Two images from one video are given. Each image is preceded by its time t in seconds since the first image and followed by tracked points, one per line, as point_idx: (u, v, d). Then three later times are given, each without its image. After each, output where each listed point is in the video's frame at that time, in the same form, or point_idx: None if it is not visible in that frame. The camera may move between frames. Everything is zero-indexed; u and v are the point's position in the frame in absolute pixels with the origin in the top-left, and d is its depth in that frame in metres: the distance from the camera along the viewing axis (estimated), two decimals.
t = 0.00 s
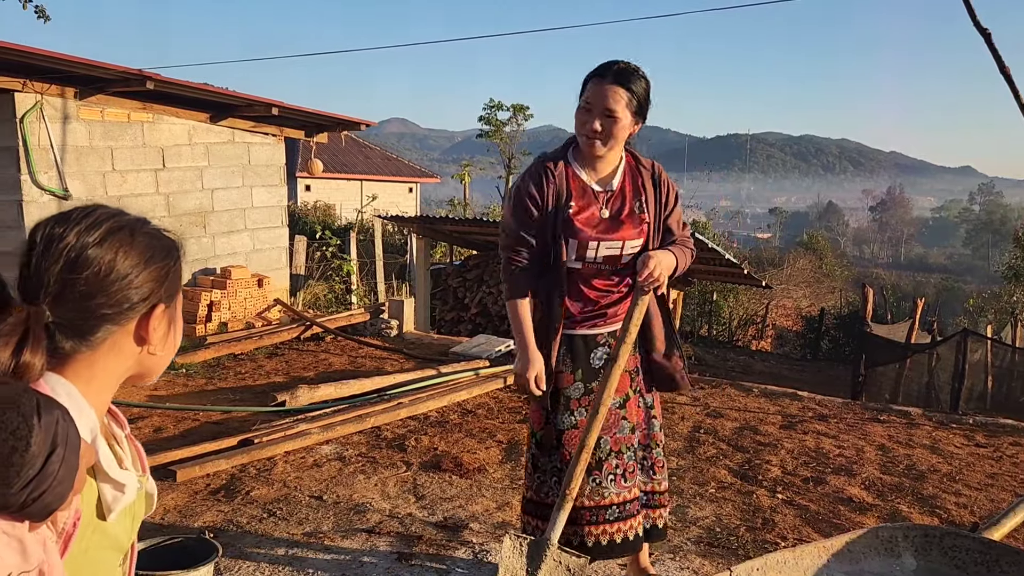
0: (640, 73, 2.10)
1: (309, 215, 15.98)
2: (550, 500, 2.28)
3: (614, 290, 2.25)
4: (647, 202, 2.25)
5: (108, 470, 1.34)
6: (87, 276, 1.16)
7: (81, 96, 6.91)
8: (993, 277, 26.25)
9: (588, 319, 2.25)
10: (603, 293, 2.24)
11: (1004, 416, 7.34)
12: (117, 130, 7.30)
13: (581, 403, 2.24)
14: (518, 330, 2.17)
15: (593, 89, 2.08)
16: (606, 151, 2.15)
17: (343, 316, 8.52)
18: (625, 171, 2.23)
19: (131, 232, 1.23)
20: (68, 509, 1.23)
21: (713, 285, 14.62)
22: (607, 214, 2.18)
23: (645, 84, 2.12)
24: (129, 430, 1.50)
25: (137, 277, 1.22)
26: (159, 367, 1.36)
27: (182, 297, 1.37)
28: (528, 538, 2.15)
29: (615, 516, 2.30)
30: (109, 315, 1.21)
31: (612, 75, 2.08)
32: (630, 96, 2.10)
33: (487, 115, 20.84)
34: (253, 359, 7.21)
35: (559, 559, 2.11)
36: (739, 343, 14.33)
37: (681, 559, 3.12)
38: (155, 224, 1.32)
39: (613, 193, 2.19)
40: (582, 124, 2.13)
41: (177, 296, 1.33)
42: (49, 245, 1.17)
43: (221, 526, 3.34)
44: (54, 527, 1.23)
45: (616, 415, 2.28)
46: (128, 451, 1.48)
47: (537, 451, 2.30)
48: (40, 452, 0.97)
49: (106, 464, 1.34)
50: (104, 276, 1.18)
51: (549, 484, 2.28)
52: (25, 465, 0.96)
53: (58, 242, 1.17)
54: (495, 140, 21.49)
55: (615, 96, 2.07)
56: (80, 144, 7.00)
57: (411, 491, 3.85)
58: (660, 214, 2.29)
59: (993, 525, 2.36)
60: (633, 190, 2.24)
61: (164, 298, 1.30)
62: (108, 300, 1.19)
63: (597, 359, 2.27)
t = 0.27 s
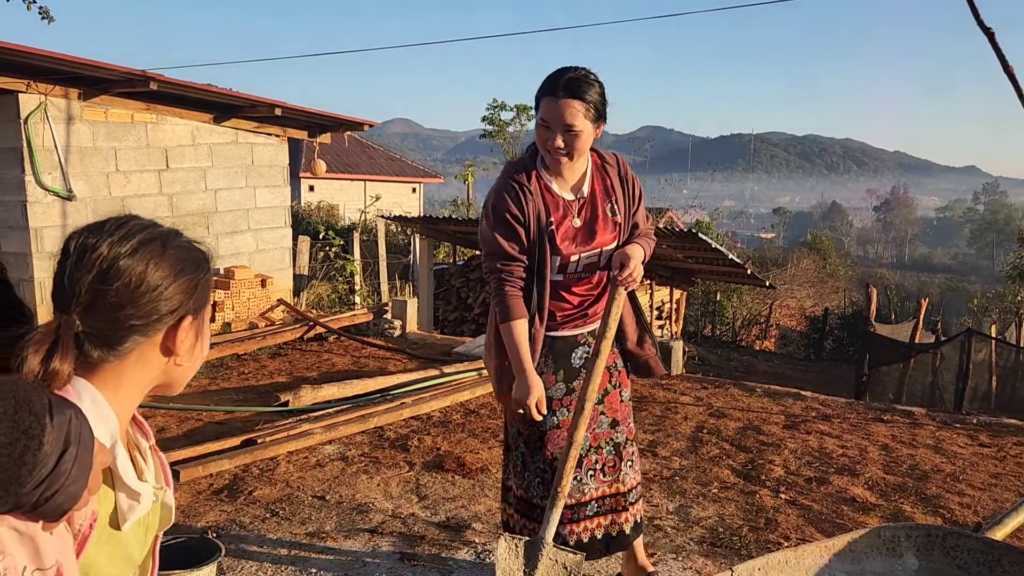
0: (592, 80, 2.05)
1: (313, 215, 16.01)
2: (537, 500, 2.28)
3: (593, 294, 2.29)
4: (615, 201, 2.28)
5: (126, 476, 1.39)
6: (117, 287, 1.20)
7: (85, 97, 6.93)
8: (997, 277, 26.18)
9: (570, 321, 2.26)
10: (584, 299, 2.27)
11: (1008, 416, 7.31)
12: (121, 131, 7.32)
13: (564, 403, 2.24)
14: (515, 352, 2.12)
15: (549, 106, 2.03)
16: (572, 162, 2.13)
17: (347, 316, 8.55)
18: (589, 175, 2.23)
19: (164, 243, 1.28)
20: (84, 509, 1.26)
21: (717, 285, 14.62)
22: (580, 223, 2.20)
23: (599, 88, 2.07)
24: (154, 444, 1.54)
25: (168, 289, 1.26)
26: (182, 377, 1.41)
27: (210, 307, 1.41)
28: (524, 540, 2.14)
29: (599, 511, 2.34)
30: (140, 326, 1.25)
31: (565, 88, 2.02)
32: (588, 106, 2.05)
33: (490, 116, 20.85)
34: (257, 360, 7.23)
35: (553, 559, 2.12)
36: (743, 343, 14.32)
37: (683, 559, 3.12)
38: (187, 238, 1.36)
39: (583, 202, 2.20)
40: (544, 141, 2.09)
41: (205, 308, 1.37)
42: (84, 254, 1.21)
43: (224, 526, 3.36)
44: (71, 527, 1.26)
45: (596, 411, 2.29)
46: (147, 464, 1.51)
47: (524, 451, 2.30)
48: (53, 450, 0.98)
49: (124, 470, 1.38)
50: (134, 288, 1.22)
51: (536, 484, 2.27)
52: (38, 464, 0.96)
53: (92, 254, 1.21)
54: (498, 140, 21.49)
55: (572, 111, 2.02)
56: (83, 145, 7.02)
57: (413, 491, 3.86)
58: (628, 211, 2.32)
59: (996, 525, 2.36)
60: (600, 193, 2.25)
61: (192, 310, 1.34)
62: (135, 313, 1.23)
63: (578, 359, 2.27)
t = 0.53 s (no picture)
0: (588, 76, 2.05)
1: (314, 216, 16.03)
2: (533, 497, 2.28)
3: (587, 292, 2.30)
4: (609, 199, 2.29)
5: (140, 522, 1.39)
6: (138, 321, 1.26)
7: (87, 99, 6.95)
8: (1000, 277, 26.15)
9: (565, 318, 2.26)
10: (579, 297, 2.28)
11: (1010, 416, 7.31)
12: (122, 133, 7.34)
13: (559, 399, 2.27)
14: (520, 351, 2.09)
15: (547, 102, 2.01)
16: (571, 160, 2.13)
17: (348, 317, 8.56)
18: (584, 173, 2.23)
19: (192, 292, 1.35)
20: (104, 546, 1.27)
21: (718, 285, 14.62)
22: (577, 221, 2.20)
23: (596, 83, 2.07)
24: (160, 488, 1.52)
25: (189, 334, 1.32)
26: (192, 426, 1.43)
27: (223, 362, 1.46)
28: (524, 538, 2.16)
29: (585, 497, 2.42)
30: (155, 364, 1.30)
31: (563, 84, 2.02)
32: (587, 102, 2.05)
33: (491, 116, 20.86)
34: (258, 361, 7.25)
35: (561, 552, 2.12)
36: (745, 344, 14.31)
37: (684, 559, 3.12)
38: (215, 293, 1.43)
39: (579, 199, 2.20)
40: (543, 138, 2.08)
41: (218, 362, 1.42)
42: (118, 287, 1.29)
43: (225, 527, 3.37)
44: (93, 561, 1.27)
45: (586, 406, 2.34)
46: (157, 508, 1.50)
47: (516, 449, 2.30)
48: (61, 479, 0.99)
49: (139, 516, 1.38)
50: (156, 322, 1.28)
51: (529, 479, 2.28)
52: (46, 491, 0.97)
53: (125, 285, 1.29)
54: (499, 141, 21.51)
55: (570, 106, 2.01)
56: (85, 147, 7.04)
57: (414, 492, 3.87)
58: (621, 208, 2.34)
59: (996, 525, 2.36)
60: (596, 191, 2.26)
61: (203, 360, 1.38)
62: (151, 347, 1.28)
63: (574, 355, 2.30)
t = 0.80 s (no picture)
0: (615, 96, 2.05)
1: (314, 218, 16.03)
2: (524, 493, 2.29)
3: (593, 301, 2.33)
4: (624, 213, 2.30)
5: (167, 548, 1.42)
6: (152, 336, 1.34)
7: (87, 101, 6.97)
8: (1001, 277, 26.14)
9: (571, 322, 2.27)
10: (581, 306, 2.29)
11: (1010, 416, 7.31)
12: (122, 135, 7.35)
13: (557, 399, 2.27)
14: (538, 360, 2.08)
15: (574, 120, 2.01)
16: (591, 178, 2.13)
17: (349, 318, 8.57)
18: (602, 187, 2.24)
19: (204, 308, 1.42)
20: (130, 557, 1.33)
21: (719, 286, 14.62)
22: (592, 237, 2.21)
23: (621, 103, 2.08)
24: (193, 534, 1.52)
25: (202, 348, 1.40)
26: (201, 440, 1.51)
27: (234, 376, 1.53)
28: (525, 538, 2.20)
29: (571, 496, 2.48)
30: (167, 377, 1.37)
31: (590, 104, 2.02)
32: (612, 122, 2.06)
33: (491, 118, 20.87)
34: (258, 362, 7.25)
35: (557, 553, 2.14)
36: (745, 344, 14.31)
37: (684, 560, 3.13)
38: (227, 310, 1.49)
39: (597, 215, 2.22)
40: (565, 154, 2.07)
41: (228, 376, 1.49)
42: (136, 304, 1.37)
43: (225, 528, 3.37)
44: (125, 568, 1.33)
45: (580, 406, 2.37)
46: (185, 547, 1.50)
47: (508, 445, 2.30)
48: (54, 498, 1.02)
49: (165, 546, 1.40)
50: (170, 338, 1.35)
51: (521, 476, 2.28)
52: (41, 511, 1.00)
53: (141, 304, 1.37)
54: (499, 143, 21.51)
55: (593, 125, 2.01)
56: (85, 149, 7.05)
57: (414, 493, 3.88)
58: (636, 221, 2.35)
59: (994, 525, 2.36)
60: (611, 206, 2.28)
61: (213, 374, 1.45)
62: (164, 361, 1.36)
63: (573, 358, 2.30)
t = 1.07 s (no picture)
0: (649, 142, 2.04)
1: (312, 221, 16.04)
2: (529, 490, 2.33)
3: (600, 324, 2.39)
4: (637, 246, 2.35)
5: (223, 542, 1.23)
6: (168, 338, 1.21)
7: (83, 103, 6.96)
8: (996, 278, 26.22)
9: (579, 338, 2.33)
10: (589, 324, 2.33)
11: (1006, 417, 7.32)
12: (119, 137, 7.35)
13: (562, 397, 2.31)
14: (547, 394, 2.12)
15: (608, 166, 2.01)
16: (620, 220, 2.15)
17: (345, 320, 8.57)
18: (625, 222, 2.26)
19: (224, 308, 1.29)
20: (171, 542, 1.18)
21: (716, 288, 14.66)
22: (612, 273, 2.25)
23: (653, 149, 2.08)
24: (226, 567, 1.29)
25: (223, 349, 1.26)
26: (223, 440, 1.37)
27: (257, 380, 1.38)
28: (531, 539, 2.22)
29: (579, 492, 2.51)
30: (185, 382, 1.24)
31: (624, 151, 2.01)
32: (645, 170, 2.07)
33: (488, 120, 20.92)
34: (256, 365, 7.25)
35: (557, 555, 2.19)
36: (742, 346, 14.34)
37: (680, 561, 3.13)
38: (248, 308, 1.36)
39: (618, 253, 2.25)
40: (596, 198, 2.07)
41: (250, 378, 1.35)
42: (153, 303, 1.25)
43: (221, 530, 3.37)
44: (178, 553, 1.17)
45: (584, 406, 2.40)
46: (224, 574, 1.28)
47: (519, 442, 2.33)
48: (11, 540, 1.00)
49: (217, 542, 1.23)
50: (188, 339, 1.22)
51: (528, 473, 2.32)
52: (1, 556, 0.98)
53: (159, 303, 1.24)
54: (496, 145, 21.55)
55: (627, 171, 2.00)
56: (82, 151, 7.05)
57: (411, 495, 3.88)
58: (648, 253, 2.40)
59: (988, 526, 2.37)
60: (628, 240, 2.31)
61: (234, 378, 1.31)
62: (181, 365, 1.23)
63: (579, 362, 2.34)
